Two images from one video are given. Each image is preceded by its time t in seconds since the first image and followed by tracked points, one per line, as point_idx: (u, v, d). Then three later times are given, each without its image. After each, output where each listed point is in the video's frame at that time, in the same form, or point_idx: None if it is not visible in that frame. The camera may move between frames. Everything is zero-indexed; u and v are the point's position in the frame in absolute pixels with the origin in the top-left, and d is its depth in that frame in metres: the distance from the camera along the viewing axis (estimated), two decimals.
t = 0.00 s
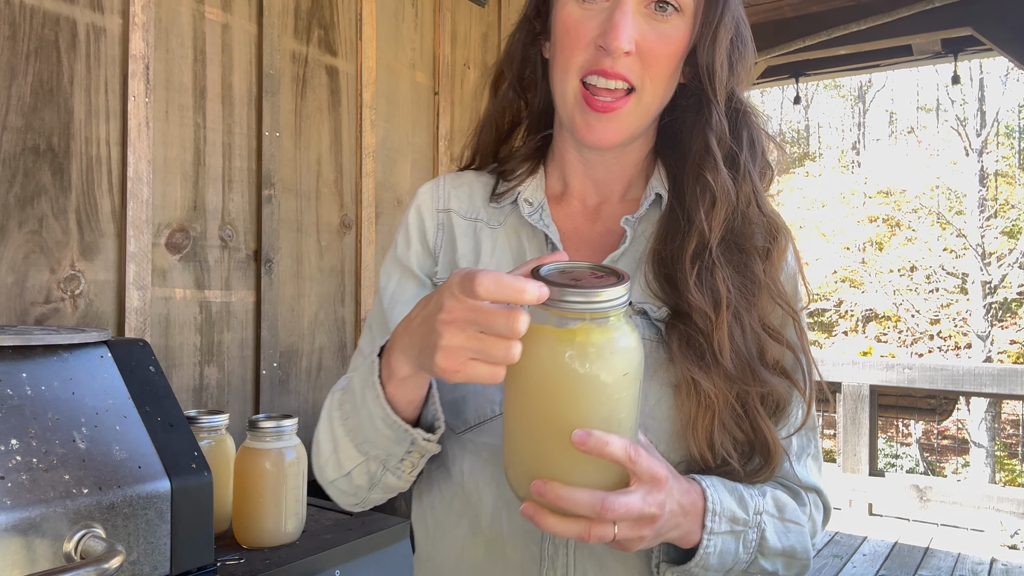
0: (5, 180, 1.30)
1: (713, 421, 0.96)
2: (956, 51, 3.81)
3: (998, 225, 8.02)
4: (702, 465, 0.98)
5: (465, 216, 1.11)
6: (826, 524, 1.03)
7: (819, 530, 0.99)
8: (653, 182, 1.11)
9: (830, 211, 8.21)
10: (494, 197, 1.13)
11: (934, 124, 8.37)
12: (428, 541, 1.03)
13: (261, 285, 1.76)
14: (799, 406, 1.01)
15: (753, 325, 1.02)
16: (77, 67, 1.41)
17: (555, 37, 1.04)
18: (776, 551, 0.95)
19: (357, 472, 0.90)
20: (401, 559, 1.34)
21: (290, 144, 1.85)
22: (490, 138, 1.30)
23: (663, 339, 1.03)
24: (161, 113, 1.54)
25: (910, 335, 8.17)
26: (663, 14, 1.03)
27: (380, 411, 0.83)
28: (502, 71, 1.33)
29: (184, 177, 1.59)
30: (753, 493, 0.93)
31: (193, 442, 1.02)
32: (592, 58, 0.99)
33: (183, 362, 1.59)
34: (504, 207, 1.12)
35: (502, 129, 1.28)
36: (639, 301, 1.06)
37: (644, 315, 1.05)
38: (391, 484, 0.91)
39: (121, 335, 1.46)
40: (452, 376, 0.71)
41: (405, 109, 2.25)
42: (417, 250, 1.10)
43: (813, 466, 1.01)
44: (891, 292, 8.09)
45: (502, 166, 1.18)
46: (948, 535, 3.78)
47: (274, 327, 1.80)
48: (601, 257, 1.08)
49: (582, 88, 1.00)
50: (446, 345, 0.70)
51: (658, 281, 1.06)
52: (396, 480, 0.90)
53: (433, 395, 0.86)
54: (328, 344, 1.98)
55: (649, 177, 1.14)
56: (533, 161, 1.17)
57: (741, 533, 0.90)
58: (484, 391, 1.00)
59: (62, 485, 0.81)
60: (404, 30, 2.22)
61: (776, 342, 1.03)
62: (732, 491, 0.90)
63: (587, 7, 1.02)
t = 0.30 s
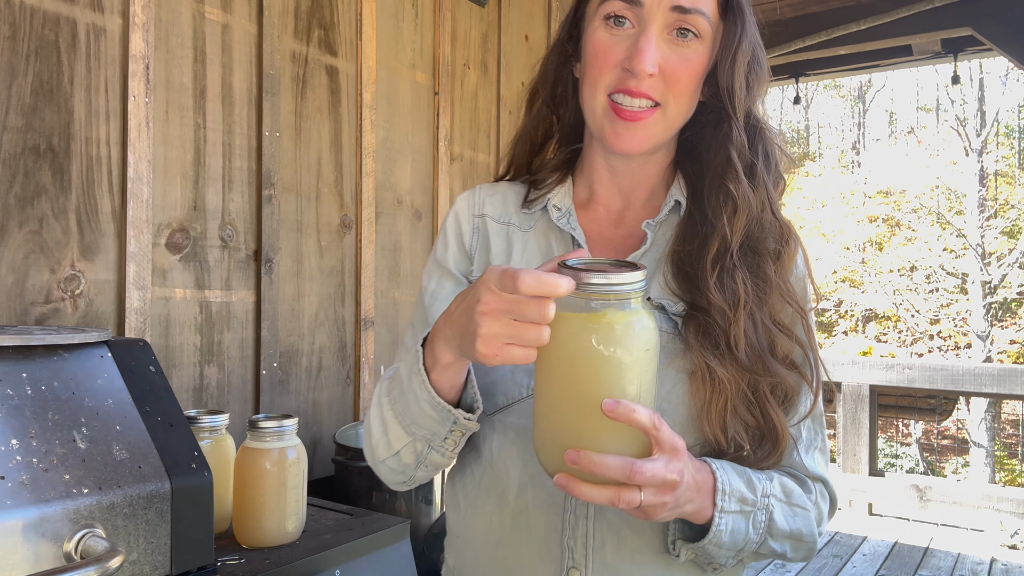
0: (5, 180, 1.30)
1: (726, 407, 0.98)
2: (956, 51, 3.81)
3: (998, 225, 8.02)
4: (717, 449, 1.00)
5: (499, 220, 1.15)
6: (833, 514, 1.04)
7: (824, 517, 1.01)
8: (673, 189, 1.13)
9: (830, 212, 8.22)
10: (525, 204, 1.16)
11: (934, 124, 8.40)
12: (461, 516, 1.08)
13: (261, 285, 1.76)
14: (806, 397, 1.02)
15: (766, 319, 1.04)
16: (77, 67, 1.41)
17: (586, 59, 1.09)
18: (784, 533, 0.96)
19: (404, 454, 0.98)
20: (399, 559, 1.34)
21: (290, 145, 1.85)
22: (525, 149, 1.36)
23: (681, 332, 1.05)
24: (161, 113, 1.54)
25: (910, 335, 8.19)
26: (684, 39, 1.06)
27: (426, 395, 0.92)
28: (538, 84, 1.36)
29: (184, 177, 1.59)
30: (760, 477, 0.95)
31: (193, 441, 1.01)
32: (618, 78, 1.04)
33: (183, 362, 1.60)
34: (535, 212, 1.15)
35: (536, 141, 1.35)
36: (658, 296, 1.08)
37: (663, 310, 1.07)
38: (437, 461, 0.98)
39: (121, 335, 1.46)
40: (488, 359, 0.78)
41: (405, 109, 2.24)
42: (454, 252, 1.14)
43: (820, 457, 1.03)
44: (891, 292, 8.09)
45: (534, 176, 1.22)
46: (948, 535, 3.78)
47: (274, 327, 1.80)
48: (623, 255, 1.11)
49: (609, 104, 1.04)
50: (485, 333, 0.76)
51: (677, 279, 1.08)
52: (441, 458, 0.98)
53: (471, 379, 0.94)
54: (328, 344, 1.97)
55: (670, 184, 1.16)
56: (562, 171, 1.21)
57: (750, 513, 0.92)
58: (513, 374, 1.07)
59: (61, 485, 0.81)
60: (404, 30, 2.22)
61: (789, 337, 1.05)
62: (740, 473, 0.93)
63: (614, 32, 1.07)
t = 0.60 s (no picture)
0: (5, 180, 1.30)
1: (735, 393, 0.99)
2: (956, 51, 3.81)
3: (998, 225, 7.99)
4: (727, 432, 1.02)
5: (528, 230, 1.17)
6: (837, 499, 1.04)
7: (829, 501, 1.01)
8: (686, 200, 1.14)
9: (831, 211, 8.21)
10: (551, 215, 1.18)
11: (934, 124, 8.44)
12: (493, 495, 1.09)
13: (261, 285, 1.76)
14: (809, 384, 1.03)
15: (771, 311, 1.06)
16: (78, 67, 1.41)
17: (606, 89, 1.12)
18: (792, 511, 0.96)
19: (448, 442, 0.98)
20: (400, 559, 1.33)
21: (290, 145, 1.85)
22: (551, 170, 1.34)
23: (693, 327, 1.07)
24: (161, 113, 1.55)
25: (910, 335, 8.20)
26: (695, 71, 1.09)
27: (467, 385, 0.93)
28: (562, 107, 1.36)
29: (184, 177, 1.59)
30: (766, 457, 0.96)
31: (194, 441, 1.00)
32: (636, 107, 1.06)
33: (183, 362, 1.60)
34: (560, 224, 1.17)
35: (562, 160, 1.33)
36: (672, 294, 1.09)
37: (676, 305, 1.08)
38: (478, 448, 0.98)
39: (121, 334, 1.46)
40: (518, 350, 0.81)
41: (405, 108, 2.24)
42: (487, 260, 1.16)
43: (823, 445, 1.04)
44: (891, 292, 8.09)
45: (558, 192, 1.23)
46: (948, 535, 3.78)
47: (274, 327, 1.80)
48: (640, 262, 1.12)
49: (626, 129, 1.06)
50: (515, 326, 0.80)
51: (689, 279, 1.10)
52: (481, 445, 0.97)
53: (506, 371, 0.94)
54: (328, 344, 1.97)
55: (682, 194, 1.17)
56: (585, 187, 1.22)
57: (759, 490, 0.93)
58: (543, 361, 1.07)
59: (62, 484, 0.81)
60: (404, 30, 2.22)
61: (794, 331, 1.06)
62: (748, 454, 0.94)
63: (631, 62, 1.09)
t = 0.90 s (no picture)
0: (6, 181, 1.30)
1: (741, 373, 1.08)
2: (956, 51, 3.82)
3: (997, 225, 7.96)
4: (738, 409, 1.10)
5: (551, 243, 1.28)
6: (844, 478, 1.11)
7: (835, 476, 1.09)
8: (692, 208, 1.24)
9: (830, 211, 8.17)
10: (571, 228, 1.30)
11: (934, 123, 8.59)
12: (529, 473, 1.20)
13: (261, 285, 1.76)
14: (810, 367, 1.10)
15: (773, 297, 1.14)
16: (77, 67, 1.41)
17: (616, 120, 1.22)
18: (799, 479, 1.04)
19: (490, 426, 1.09)
20: (401, 559, 1.33)
21: (290, 145, 1.85)
22: (570, 191, 1.45)
23: (703, 318, 1.15)
24: (161, 113, 1.55)
25: (909, 335, 8.22)
26: (695, 101, 1.18)
27: (511, 371, 1.04)
28: (581, 135, 1.47)
29: (184, 177, 1.59)
30: (772, 431, 1.05)
31: (193, 441, 1.00)
32: (641, 135, 1.16)
33: (183, 362, 1.60)
34: (580, 236, 1.29)
35: (581, 181, 1.43)
36: (681, 288, 1.18)
37: (685, 299, 1.17)
38: (520, 432, 1.09)
39: (122, 334, 1.47)
40: (546, 329, 0.91)
41: (405, 109, 2.24)
42: (514, 269, 1.25)
43: (828, 425, 1.12)
44: (891, 292, 8.10)
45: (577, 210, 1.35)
46: (947, 535, 3.78)
47: (274, 327, 1.80)
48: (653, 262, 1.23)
49: (634, 155, 1.16)
50: (542, 308, 0.90)
51: (698, 276, 1.19)
52: (523, 427, 1.08)
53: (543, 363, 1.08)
54: (328, 344, 1.97)
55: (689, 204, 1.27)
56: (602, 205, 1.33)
57: (768, 457, 1.02)
58: (567, 349, 1.18)
59: (63, 484, 0.81)
60: (404, 30, 2.22)
61: (797, 315, 1.14)
62: (755, 427, 1.04)
63: (637, 93, 1.18)
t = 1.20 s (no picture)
0: (6, 181, 1.30)
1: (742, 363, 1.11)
2: (956, 51, 3.81)
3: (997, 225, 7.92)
4: (740, 396, 1.12)
5: (564, 247, 1.33)
6: (843, 467, 1.12)
7: (834, 463, 1.10)
8: (695, 213, 1.27)
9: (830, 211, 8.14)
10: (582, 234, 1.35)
11: (934, 124, 8.55)
12: (541, 454, 1.22)
13: (261, 285, 1.76)
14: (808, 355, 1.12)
15: (773, 289, 1.16)
16: (78, 67, 1.41)
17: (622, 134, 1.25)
18: (797, 461, 1.06)
19: (507, 417, 1.15)
20: (401, 559, 1.33)
21: (290, 145, 1.85)
22: (582, 203, 1.49)
23: (706, 313, 1.18)
24: (161, 113, 1.55)
25: (909, 335, 8.23)
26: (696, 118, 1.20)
27: (526, 364, 1.10)
28: (591, 149, 1.51)
29: (184, 177, 1.59)
30: (771, 417, 1.07)
31: (194, 441, 1.00)
32: (644, 151, 1.19)
33: (183, 362, 1.60)
34: (591, 241, 1.33)
35: (592, 191, 1.47)
36: (685, 286, 1.20)
37: (689, 296, 1.19)
38: (534, 422, 1.15)
39: (122, 334, 1.47)
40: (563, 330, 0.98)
41: (405, 108, 2.24)
42: (529, 273, 1.32)
43: (827, 414, 1.13)
44: (891, 292, 8.10)
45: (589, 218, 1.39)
46: (947, 535, 3.78)
47: (274, 327, 1.80)
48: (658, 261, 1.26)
49: (638, 165, 1.20)
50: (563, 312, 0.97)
51: (701, 273, 1.21)
52: (537, 418, 1.14)
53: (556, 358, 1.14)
54: (328, 344, 1.97)
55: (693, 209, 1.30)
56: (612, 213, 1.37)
57: (767, 440, 1.04)
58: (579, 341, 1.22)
59: (63, 484, 0.80)
60: (404, 30, 2.22)
61: (796, 307, 1.16)
62: (753, 413, 1.07)
63: (639, 108, 1.21)
